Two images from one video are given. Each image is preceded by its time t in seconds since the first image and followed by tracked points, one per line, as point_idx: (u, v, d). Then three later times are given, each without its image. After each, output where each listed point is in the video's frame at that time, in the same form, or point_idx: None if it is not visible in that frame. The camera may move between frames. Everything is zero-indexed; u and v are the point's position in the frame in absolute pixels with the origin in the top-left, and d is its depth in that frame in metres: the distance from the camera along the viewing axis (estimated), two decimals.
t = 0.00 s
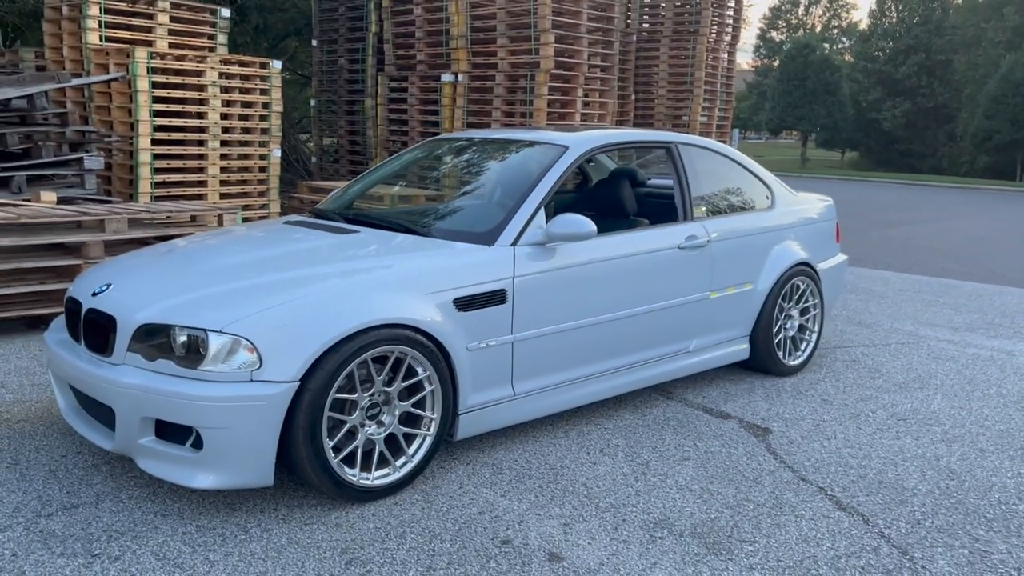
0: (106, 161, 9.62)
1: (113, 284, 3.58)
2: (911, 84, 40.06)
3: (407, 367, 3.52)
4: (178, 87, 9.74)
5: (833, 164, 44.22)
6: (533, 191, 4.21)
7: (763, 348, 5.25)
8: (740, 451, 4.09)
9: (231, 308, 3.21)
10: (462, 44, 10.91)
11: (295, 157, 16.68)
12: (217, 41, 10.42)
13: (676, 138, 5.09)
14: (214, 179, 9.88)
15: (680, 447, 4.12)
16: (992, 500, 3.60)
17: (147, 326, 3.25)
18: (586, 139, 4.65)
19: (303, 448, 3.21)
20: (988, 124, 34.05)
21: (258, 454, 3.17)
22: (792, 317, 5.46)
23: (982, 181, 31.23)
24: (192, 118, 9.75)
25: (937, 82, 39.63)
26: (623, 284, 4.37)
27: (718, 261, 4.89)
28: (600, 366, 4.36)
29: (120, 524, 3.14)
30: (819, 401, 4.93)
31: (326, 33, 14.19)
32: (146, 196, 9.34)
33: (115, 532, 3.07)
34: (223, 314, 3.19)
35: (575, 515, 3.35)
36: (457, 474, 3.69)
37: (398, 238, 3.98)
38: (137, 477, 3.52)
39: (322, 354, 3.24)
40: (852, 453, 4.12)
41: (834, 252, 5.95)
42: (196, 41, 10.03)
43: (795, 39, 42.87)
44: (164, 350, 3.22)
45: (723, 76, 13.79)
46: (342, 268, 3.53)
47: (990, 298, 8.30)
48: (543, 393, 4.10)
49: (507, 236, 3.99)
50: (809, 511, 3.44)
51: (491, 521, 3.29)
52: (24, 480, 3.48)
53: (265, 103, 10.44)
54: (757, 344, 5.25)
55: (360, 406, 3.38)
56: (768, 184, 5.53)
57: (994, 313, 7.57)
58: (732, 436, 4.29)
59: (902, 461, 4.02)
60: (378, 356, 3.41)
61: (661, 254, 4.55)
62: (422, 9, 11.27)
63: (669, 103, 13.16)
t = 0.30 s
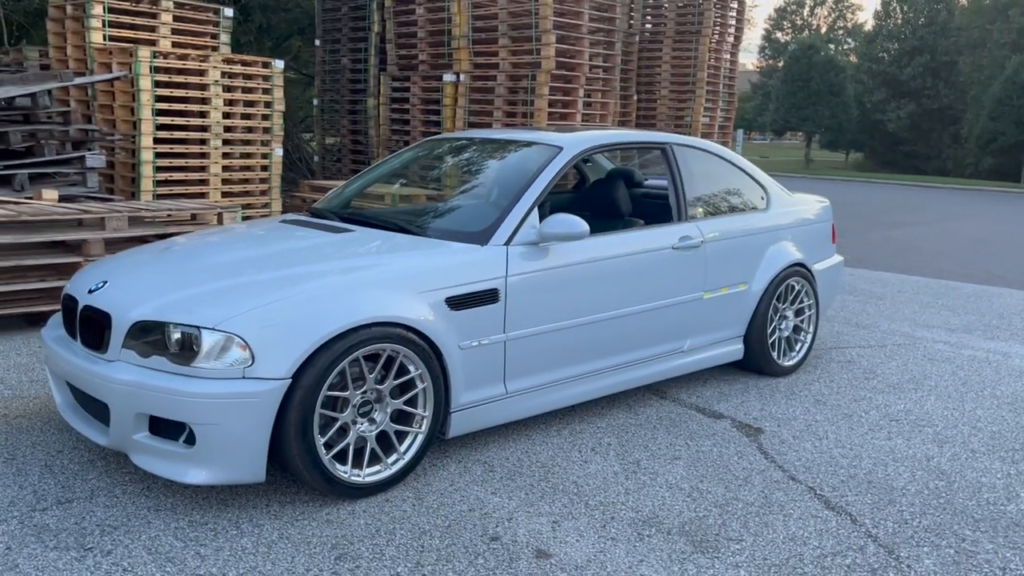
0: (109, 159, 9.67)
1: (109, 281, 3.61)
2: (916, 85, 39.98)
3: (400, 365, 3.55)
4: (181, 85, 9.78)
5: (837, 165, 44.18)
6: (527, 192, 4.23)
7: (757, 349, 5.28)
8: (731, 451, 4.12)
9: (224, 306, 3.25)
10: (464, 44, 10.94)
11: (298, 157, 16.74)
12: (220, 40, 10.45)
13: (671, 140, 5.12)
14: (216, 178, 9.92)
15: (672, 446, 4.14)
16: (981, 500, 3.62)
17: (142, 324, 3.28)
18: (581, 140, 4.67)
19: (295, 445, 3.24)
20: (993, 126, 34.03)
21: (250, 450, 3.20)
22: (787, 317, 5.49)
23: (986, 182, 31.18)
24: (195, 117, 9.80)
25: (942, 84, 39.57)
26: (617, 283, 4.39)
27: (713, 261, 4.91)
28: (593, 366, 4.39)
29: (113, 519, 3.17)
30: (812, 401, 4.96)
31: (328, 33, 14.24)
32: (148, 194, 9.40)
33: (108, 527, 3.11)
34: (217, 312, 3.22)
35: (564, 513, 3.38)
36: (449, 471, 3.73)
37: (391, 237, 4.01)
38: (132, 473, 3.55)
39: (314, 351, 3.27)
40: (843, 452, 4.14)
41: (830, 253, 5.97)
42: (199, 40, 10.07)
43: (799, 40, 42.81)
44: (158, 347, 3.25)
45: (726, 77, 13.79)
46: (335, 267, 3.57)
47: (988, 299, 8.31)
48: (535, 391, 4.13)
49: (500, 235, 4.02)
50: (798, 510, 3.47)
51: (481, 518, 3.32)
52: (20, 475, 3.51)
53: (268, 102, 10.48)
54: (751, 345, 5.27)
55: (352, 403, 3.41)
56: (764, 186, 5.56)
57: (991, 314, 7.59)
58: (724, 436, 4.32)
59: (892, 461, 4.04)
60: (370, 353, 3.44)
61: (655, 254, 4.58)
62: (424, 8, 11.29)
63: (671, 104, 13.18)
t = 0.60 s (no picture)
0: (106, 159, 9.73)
1: (88, 278, 3.64)
2: (920, 86, 39.89)
3: (375, 361, 3.57)
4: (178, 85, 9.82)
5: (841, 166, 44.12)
6: (507, 190, 4.25)
7: (742, 347, 5.29)
8: (709, 448, 4.13)
9: (199, 302, 3.27)
10: (462, 44, 10.95)
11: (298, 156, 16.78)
12: (218, 40, 10.49)
13: (656, 138, 5.14)
14: (213, 177, 9.95)
15: (651, 444, 4.16)
16: (955, 498, 3.64)
17: (118, 320, 3.31)
18: (564, 139, 4.69)
19: (268, 441, 3.26)
20: (997, 126, 33.97)
21: (223, 446, 3.23)
22: (772, 316, 5.50)
23: (990, 183, 31.11)
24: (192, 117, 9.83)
25: (946, 84, 39.50)
26: (597, 281, 4.41)
27: (696, 260, 4.92)
28: (573, 363, 4.40)
29: (87, 514, 3.20)
30: (795, 399, 4.97)
31: (328, 33, 14.27)
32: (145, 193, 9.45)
33: (82, 521, 3.14)
34: (192, 308, 3.25)
35: (537, 509, 3.40)
36: (426, 467, 3.75)
37: (370, 234, 4.03)
38: (110, 469, 3.58)
39: (287, 347, 3.29)
40: (821, 450, 4.15)
41: (817, 253, 5.97)
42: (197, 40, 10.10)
43: (803, 40, 42.73)
44: (134, 343, 3.28)
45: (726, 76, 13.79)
46: (312, 264, 3.59)
47: (981, 299, 8.31)
48: (515, 388, 4.15)
49: (479, 233, 4.03)
50: (771, 507, 3.48)
51: (454, 514, 3.34)
52: None
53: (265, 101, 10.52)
54: (735, 344, 5.29)
55: (327, 400, 3.44)
56: (750, 185, 5.56)
57: (982, 314, 7.59)
58: (703, 433, 4.34)
59: (870, 459, 4.05)
60: (345, 350, 3.46)
61: (636, 253, 4.59)
62: (422, 8, 11.32)
63: (671, 104, 13.18)
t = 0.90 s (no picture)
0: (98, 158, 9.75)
1: (59, 277, 3.66)
2: (921, 83, 39.72)
3: (344, 359, 3.58)
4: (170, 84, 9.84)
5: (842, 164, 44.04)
6: (481, 187, 4.26)
7: (720, 344, 5.31)
8: (681, 446, 4.14)
9: (164, 302, 3.28)
10: (454, 43, 10.96)
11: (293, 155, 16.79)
12: (211, 39, 10.51)
13: (633, 137, 5.15)
14: (205, 176, 9.96)
15: (624, 441, 4.17)
16: (923, 494, 3.64)
17: (85, 318, 3.33)
18: (539, 137, 4.71)
19: (234, 439, 3.28)
20: (997, 123, 33.91)
21: (190, 444, 3.25)
22: (752, 313, 5.53)
23: (990, 180, 31.02)
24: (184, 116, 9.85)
25: (946, 81, 39.32)
26: (571, 280, 4.41)
27: (672, 258, 4.94)
28: (547, 361, 4.42)
29: (54, 511, 3.21)
30: (772, 397, 4.98)
31: (322, 32, 14.28)
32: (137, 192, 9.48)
33: (49, 519, 3.16)
34: (160, 307, 3.26)
35: (504, 506, 3.41)
36: (397, 465, 3.76)
37: (342, 233, 4.04)
38: (81, 467, 3.60)
39: (253, 345, 3.31)
40: (794, 447, 4.16)
41: (798, 251, 5.99)
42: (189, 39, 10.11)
43: (804, 38, 42.62)
44: (102, 341, 3.30)
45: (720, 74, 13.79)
46: (281, 262, 3.60)
47: (970, 297, 8.30)
48: (488, 386, 4.17)
49: (451, 231, 4.04)
50: (738, 505, 3.50)
51: (421, 511, 3.36)
52: None
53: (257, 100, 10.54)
54: (714, 341, 5.31)
55: (295, 398, 3.45)
56: (729, 183, 5.57)
57: (969, 311, 7.59)
58: (677, 431, 4.35)
59: (842, 457, 4.06)
60: (313, 348, 3.48)
61: (611, 251, 4.61)
62: (415, 7, 11.31)
63: (667, 102, 13.17)
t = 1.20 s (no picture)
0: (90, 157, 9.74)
1: (35, 277, 3.66)
2: (921, 78, 39.66)
3: (321, 359, 3.58)
4: (162, 82, 9.80)
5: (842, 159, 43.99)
6: (462, 184, 4.25)
7: (706, 341, 5.31)
8: (663, 443, 4.13)
9: (136, 302, 3.27)
10: (448, 39, 10.91)
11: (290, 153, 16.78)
12: (204, 36, 10.47)
13: (617, 134, 5.13)
14: (197, 174, 9.95)
15: (605, 439, 4.16)
16: (903, 492, 3.64)
17: (58, 318, 3.32)
18: (521, 134, 4.69)
19: (208, 439, 3.27)
20: (997, 118, 33.90)
21: (164, 444, 3.24)
22: (739, 310, 5.53)
23: (989, 175, 30.97)
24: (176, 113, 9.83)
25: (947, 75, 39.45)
26: (552, 278, 4.40)
27: (656, 256, 4.93)
28: (529, 359, 4.41)
29: (29, 512, 3.21)
30: (757, 394, 4.97)
31: (317, 29, 14.26)
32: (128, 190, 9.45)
33: (23, 519, 3.15)
34: (132, 307, 3.25)
35: (481, 505, 3.40)
36: (376, 464, 3.75)
37: (320, 231, 4.03)
38: (58, 467, 3.59)
39: (227, 345, 3.30)
40: (775, 445, 4.14)
41: (786, 247, 5.97)
42: (181, 37, 10.07)
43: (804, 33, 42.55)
44: (76, 341, 3.29)
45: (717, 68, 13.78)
46: (256, 261, 3.59)
47: (963, 293, 8.29)
48: (469, 385, 4.16)
49: (431, 229, 4.02)
50: (716, 502, 3.49)
51: (397, 510, 3.35)
52: None
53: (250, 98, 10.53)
54: (700, 338, 5.30)
55: (271, 397, 3.45)
56: (715, 180, 5.55)
57: (960, 307, 7.57)
58: (659, 428, 4.34)
59: (823, 454, 4.05)
60: (288, 348, 3.47)
61: (594, 249, 4.59)
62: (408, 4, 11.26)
63: (663, 98, 13.12)
